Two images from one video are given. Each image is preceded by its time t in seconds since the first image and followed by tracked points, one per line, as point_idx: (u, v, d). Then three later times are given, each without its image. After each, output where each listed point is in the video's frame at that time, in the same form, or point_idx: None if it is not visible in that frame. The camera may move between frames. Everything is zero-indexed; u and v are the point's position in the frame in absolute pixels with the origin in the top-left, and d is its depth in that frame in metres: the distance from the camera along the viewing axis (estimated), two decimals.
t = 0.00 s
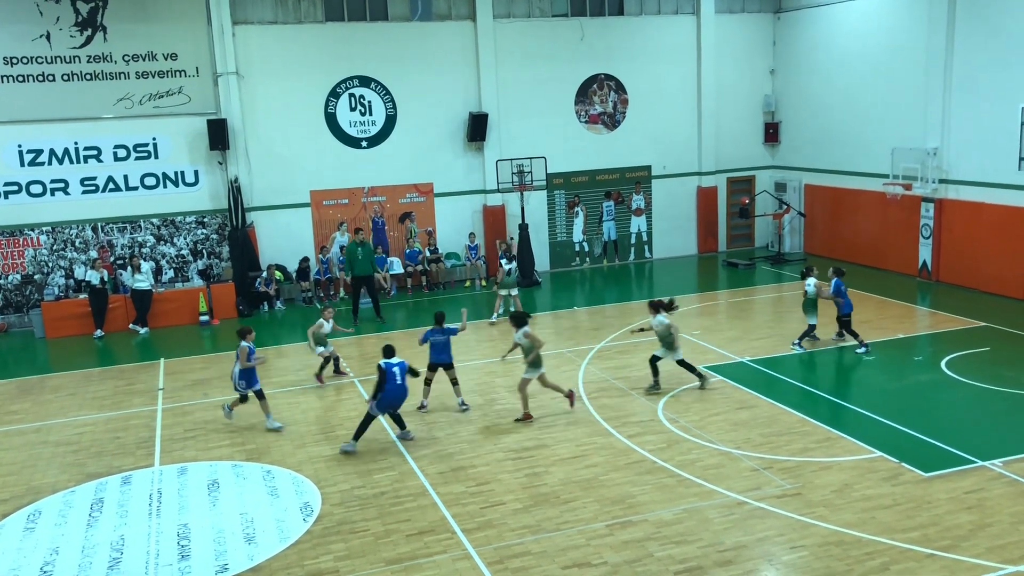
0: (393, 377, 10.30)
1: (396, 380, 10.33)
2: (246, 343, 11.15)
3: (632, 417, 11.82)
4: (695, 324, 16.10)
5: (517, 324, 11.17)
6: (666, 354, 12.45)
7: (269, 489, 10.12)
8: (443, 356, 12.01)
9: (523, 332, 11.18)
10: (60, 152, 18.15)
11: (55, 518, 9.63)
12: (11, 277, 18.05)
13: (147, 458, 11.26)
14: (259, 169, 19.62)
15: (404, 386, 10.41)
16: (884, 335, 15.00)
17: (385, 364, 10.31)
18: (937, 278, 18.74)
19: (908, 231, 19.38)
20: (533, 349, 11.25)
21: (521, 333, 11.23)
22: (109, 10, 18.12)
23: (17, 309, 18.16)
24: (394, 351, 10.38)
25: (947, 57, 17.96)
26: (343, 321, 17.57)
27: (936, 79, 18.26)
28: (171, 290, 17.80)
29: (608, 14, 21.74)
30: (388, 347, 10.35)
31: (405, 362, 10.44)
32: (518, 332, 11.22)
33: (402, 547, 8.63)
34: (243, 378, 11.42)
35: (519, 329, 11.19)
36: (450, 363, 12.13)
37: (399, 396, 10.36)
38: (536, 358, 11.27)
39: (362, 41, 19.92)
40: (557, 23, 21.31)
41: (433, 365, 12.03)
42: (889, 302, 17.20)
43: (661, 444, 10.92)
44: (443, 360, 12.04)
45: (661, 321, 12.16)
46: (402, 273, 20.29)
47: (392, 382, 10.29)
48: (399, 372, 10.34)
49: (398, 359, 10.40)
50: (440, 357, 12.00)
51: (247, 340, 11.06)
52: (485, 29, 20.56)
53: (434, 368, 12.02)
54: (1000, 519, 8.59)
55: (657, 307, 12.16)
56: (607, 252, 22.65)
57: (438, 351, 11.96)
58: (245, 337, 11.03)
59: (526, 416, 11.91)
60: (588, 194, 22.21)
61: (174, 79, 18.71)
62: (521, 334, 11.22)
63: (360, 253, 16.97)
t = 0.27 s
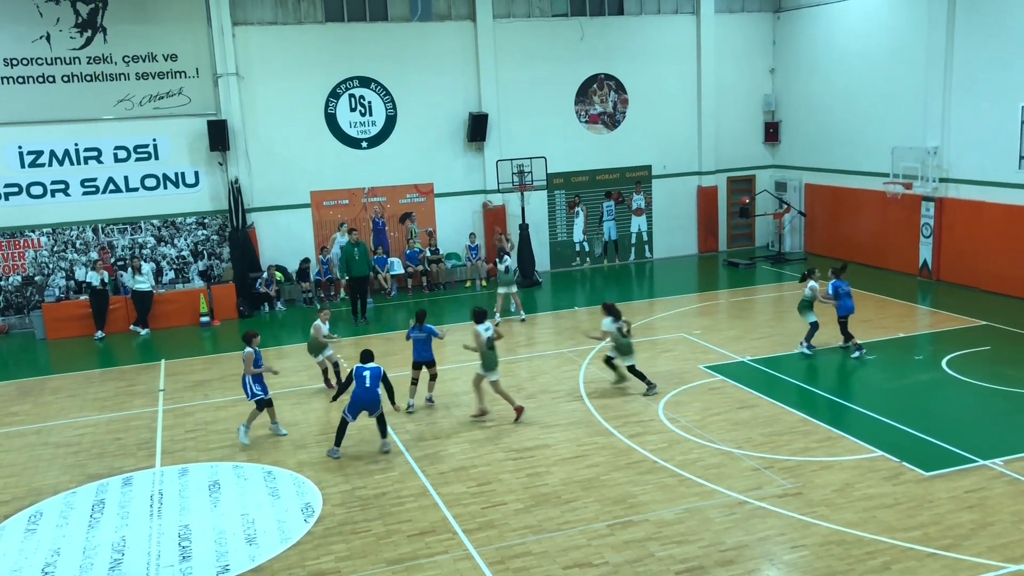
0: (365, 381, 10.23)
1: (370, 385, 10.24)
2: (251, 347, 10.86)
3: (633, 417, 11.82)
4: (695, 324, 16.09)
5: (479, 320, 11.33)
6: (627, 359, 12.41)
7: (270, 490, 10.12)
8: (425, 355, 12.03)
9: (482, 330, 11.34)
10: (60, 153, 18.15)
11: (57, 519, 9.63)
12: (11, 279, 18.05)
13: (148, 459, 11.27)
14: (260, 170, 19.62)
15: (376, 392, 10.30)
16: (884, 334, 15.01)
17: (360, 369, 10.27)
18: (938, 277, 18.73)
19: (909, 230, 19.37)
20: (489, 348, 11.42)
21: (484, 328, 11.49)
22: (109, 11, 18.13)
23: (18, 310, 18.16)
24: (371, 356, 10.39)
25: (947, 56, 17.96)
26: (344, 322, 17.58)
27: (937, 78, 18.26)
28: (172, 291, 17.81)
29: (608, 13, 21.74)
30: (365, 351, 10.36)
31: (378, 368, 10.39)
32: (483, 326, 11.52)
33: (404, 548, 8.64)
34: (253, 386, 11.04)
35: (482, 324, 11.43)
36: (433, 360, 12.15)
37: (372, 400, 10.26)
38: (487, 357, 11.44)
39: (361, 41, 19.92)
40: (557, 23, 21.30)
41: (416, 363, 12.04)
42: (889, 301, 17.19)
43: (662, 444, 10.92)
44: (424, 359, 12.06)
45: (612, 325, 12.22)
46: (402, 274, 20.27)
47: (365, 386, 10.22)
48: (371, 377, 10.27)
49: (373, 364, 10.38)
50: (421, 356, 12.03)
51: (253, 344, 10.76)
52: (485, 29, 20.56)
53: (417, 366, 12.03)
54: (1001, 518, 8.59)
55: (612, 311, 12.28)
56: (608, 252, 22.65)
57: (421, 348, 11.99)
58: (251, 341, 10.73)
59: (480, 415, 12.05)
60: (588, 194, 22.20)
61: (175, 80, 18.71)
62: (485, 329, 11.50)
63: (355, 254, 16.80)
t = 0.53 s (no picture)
0: (367, 375, 10.16)
1: (370, 379, 10.15)
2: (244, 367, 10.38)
3: (634, 417, 11.83)
4: (696, 324, 16.09)
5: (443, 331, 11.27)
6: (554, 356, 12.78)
7: (272, 490, 10.13)
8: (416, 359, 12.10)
9: (446, 341, 11.27)
10: (61, 154, 18.17)
11: (59, 520, 9.64)
12: (13, 280, 18.04)
13: (150, 460, 11.27)
14: (261, 171, 19.63)
15: (376, 388, 10.18)
16: (885, 333, 15.00)
17: (368, 360, 10.22)
18: (938, 277, 18.72)
19: (910, 230, 19.37)
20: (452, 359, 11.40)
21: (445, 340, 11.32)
22: (110, 13, 18.14)
23: (19, 311, 18.16)
24: (382, 350, 10.29)
25: (947, 56, 17.96)
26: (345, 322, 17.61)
27: (938, 77, 18.25)
28: (173, 292, 17.82)
29: (608, 14, 21.75)
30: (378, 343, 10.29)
31: (384, 363, 10.24)
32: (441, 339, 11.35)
33: (405, 548, 8.64)
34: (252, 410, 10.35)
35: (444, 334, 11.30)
36: (425, 364, 12.21)
37: (368, 397, 10.13)
38: (448, 366, 11.37)
39: (362, 42, 19.93)
40: (557, 23, 21.31)
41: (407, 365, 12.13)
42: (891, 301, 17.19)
43: (663, 444, 10.92)
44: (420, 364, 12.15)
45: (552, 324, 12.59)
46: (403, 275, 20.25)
47: (365, 379, 10.15)
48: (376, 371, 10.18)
49: (383, 358, 10.27)
50: (414, 358, 12.09)
51: (251, 362, 10.37)
52: (486, 30, 20.56)
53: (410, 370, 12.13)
54: (1003, 518, 8.58)
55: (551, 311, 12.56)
56: (609, 252, 22.65)
57: (412, 353, 12.09)
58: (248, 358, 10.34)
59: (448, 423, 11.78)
60: (589, 194, 22.20)
61: (176, 82, 18.72)
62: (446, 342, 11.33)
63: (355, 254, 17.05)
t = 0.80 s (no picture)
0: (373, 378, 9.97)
1: (376, 383, 9.96)
2: (227, 365, 10.29)
3: (635, 417, 11.83)
4: (697, 325, 16.08)
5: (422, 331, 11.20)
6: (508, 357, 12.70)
7: (273, 490, 10.13)
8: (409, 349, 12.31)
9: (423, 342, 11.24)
10: (62, 154, 18.17)
11: (59, 520, 9.64)
12: (13, 280, 18.05)
13: (150, 460, 11.27)
14: (262, 171, 19.64)
15: (384, 392, 9.96)
16: (886, 334, 14.99)
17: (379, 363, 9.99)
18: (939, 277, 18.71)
19: (910, 230, 19.37)
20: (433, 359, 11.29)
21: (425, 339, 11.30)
22: (111, 13, 18.16)
23: (20, 311, 18.16)
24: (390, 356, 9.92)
25: (948, 57, 17.95)
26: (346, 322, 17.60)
27: (938, 78, 18.24)
28: (174, 292, 17.82)
29: (609, 14, 21.76)
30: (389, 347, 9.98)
31: (391, 368, 9.92)
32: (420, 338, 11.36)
33: (406, 548, 8.64)
34: (236, 409, 10.25)
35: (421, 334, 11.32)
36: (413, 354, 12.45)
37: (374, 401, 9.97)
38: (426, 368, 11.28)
39: (363, 42, 19.93)
40: (558, 24, 21.32)
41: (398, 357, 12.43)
42: (891, 301, 17.17)
43: (664, 444, 10.92)
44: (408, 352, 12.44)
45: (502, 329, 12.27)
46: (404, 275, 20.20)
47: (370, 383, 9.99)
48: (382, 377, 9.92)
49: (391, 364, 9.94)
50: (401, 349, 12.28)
51: (234, 360, 10.21)
52: (487, 30, 20.56)
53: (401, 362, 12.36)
54: (1004, 518, 8.57)
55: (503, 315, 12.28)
56: (609, 252, 22.65)
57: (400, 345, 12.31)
58: (229, 356, 10.18)
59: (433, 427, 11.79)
60: (590, 194, 22.20)
61: (177, 81, 18.73)
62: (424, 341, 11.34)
63: (355, 255, 16.81)
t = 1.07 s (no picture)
0: (414, 382, 9.94)
1: (416, 387, 9.91)
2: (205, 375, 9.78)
3: (634, 417, 11.83)
4: (697, 325, 16.08)
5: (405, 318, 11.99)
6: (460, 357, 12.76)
7: (272, 488, 10.14)
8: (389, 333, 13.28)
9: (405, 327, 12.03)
10: (63, 152, 18.17)
11: (58, 518, 9.65)
12: (14, 278, 18.05)
13: (150, 458, 11.28)
14: (262, 170, 19.63)
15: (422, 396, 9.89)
16: (886, 334, 14.99)
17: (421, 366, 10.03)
18: (939, 278, 18.71)
19: (911, 230, 19.36)
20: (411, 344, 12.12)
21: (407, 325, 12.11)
22: (112, 11, 18.16)
23: (20, 309, 18.17)
24: (433, 358, 10.01)
25: (950, 57, 17.93)
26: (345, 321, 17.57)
27: (939, 78, 18.22)
28: (173, 291, 17.83)
29: (610, 14, 21.75)
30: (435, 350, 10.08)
31: (432, 372, 9.94)
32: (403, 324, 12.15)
33: (405, 547, 8.64)
34: (214, 418, 9.91)
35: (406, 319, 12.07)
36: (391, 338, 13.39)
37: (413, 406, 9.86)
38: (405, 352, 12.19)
39: (364, 41, 19.92)
40: (559, 23, 21.31)
41: (378, 337, 13.35)
42: (891, 302, 17.16)
43: (663, 444, 10.92)
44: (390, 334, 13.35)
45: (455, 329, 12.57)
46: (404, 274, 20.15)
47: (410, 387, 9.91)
48: (421, 380, 9.89)
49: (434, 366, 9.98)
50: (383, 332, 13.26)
51: (213, 370, 9.75)
52: (487, 29, 20.55)
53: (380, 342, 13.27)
54: (1004, 519, 8.57)
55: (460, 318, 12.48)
56: (610, 252, 22.64)
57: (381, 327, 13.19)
58: (207, 368, 9.70)
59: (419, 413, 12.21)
60: (590, 194, 22.19)
61: (177, 80, 18.72)
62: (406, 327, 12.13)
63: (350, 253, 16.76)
